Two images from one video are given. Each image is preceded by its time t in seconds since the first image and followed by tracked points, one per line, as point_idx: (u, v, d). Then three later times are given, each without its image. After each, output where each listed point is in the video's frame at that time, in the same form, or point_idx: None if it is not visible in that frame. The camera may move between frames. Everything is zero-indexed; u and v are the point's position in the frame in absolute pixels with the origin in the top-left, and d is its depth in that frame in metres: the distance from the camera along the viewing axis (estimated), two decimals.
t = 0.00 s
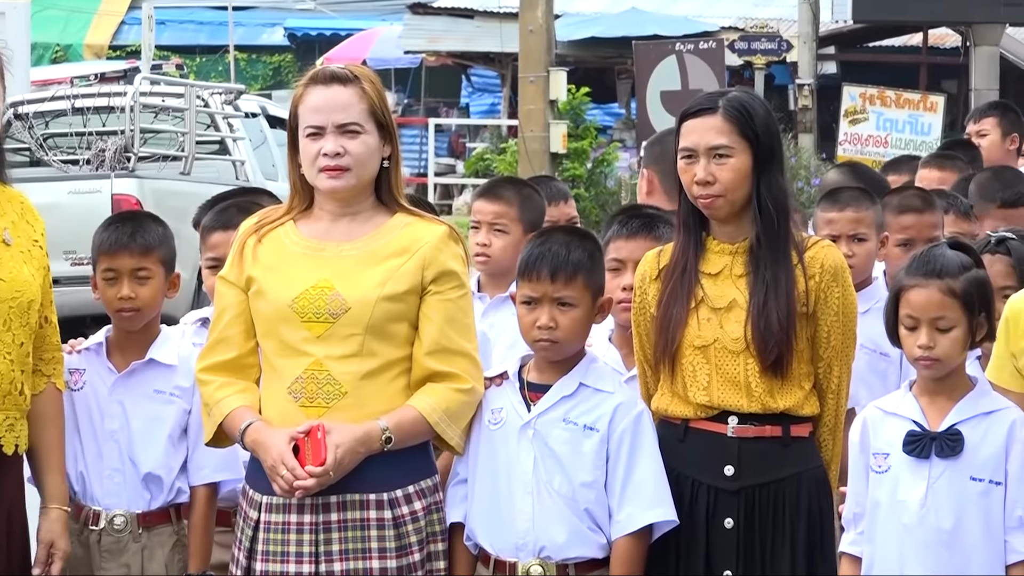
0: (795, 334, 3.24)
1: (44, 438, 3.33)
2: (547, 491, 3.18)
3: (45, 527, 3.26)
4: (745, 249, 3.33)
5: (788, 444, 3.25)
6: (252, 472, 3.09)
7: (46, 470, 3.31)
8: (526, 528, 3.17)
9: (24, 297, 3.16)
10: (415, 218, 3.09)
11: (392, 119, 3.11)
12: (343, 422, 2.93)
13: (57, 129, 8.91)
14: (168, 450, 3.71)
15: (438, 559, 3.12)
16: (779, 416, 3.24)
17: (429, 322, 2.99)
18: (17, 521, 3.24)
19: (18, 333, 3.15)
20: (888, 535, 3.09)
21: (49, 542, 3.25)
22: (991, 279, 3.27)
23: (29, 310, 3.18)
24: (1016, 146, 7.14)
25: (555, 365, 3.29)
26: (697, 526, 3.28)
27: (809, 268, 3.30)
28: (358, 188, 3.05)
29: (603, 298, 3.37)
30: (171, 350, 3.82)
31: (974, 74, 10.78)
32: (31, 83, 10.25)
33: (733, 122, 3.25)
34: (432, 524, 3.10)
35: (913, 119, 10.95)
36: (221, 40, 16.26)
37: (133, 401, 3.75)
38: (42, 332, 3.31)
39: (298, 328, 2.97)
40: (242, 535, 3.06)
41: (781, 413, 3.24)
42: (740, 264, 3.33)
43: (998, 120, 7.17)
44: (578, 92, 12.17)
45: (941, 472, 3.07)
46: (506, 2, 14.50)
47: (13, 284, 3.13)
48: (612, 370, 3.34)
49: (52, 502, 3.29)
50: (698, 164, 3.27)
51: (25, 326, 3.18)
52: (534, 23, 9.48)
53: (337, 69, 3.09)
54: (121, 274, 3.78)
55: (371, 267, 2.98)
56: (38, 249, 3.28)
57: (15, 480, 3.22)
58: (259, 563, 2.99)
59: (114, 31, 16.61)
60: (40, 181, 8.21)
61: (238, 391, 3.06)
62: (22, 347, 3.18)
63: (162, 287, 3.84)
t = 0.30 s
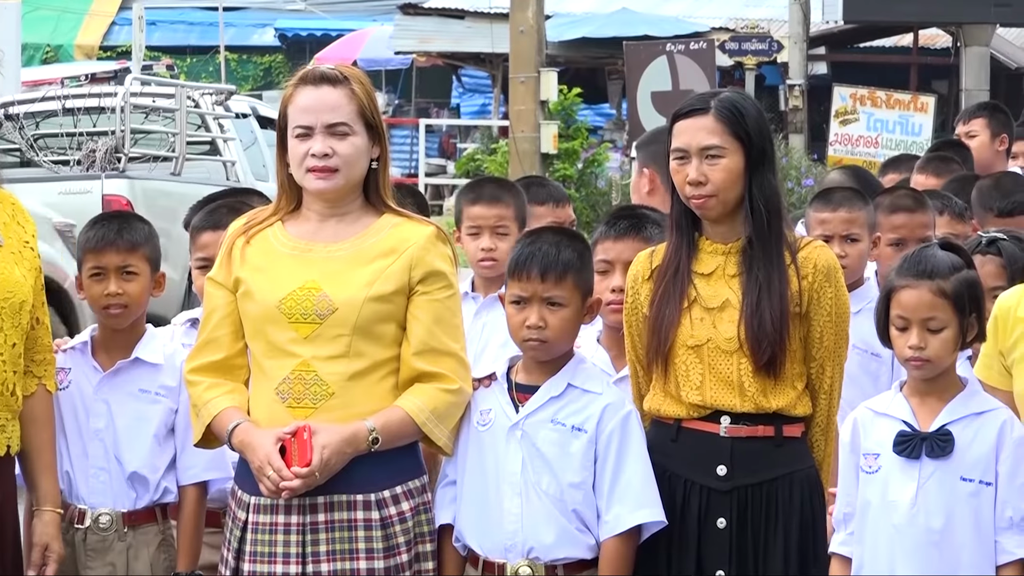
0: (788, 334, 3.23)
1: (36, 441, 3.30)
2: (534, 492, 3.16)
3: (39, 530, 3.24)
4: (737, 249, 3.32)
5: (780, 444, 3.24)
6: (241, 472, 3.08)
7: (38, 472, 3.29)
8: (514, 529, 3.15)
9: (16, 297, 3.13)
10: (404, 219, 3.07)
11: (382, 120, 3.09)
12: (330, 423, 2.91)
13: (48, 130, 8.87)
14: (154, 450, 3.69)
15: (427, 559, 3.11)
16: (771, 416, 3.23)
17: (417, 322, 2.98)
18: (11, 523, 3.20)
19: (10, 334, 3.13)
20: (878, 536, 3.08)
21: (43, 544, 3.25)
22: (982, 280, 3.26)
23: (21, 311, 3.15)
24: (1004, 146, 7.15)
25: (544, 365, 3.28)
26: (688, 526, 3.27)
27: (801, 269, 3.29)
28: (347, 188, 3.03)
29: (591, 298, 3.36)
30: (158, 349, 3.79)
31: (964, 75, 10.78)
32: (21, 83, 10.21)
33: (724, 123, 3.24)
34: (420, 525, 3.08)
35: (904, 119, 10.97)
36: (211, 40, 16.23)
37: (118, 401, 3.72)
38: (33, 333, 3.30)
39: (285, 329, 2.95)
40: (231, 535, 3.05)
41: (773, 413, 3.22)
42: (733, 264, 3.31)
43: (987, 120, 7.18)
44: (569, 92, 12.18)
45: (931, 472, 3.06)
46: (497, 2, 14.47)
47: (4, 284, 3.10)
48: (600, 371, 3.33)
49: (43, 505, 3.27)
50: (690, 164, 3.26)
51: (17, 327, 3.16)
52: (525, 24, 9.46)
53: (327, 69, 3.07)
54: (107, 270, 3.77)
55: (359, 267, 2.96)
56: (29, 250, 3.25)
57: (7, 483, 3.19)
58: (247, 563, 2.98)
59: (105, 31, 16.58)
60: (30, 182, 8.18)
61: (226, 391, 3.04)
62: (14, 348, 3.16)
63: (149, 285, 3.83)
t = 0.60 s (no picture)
0: (778, 334, 3.22)
1: (25, 444, 3.29)
2: (520, 493, 3.15)
3: (27, 532, 3.25)
4: (727, 250, 3.31)
5: (769, 444, 3.23)
6: (228, 473, 3.06)
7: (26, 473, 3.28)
8: (499, 529, 3.14)
9: (3, 298, 3.10)
10: (392, 218, 3.06)
11: (371, 119, 3.08)
12: (317, 423, 2.89)
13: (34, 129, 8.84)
14: (139, 451, 3.66)
15: (414, 559, 3.09)
16: (760, 416, 3.22)
17: (404, 324, 2.96)
18: None
19: None
20: (866, 535, 3.07)
21: (32, 546, 3.25)
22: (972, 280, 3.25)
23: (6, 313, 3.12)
24: (991, 146, 7.16)
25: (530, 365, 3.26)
26: (675, 526, 3.26)
27: (791, 270, 3.28)
28: (335, 188, 3.01)
29: (578, 299, 3.35)
30: (143, 348, 3.77)
31: (953, 75, 10.80)
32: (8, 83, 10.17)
33: (714, 123, 3.23)
34: (408, 525, 3.07)
35: (891, 119, 10.99)
36: (199, 40, 16.20)
37: (104, 401, 3.70)
38: (22, 335, 3.26)
39: (273, 329, 2.93)
40: (218, 536, 3.03)
41: (762, 414, 3.22)
42: (723, 264, 3.31)
43: (973, 120, 7.19)
44: (557, 92, 12.18)
45: (919, 472, 3.05)
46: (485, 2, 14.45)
47: None
48: (586, 371, 3.31)
49: (31, 507, 3.28)
50: (680, 164, 3.25)
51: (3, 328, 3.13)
52: (513, 24, 9.45)
53: (316, 69, 3.06)
54: (92, 268, 3.76)
55: (347, 268, 2.95)
56: (17, 251, 3.22)
57: None
58: (234, 564, 2.97)
59: (93, 31, 16.54)
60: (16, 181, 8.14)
61: (212, 391, 3.02)
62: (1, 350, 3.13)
63: (134, 283, 3.82)
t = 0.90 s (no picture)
0: (761, 335, 3.23)
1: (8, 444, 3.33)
2: (502, 493, 3.14)
3: (14, 534, 3.29)
4: (709, 251, 3.31)
5: (753, 444, 3.23)
6: (213, 473, 3.05)
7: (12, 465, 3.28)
8: (483, 530, 3.13)
9: None
10: (377, 219, 3.05)
11: (356, 120, 3.07)
12: (302, 423, 2.88)
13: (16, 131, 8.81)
14: (121, 451, 3.65)
15: (399, 560, 3.08)
16: (744, 416, 3.22)
17: (389, 325, 2.95)
18: None
19: None
20: (850, 534, 3.08)
21: (19, 548, 3.29)
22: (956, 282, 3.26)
23: None
24: (974, 146, 7.18)
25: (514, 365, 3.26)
26: (659, 526, 3.26)
27: (774, 271, 3.29)
28: (320, 188, 3.00)
29: (562, 300, 3.34)
30: (126, 348, 3.76)
31: (937, 75, 10.83)
32: None
33: (700, 123, 3.23)
34: (393, 525, 3.06)
35: (876, 120, 11.02)
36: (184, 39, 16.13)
37: (86, 401, 3.68)
38: (8, 337, 3.30)
39: (257, 330, 2.92)
40: (203, 536, 3.02)
41: (745, 415, 3.22)
42: (706, 265, 3.31)
43: (956, 121, 7.21)
44: (542, 92, 12.19)
45: (904, 472, 3.06)
46: (470, 3, 14.45)
47: None
48: (570, 372, 3.31)
49: (19, 508, 3.33)
50: (663, 165, 3.25)
51: None
52: (498, 24, 9.45)
53: (301, 70, 3.05)
54: (73, 269, 3.74)
55: (331, 269, 2.94)
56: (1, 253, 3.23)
57: None
58: (219, 564, 2.96)
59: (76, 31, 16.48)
60: None
61: (197, 391, 3.01)
62: None
63: (116, 283, 3.81)
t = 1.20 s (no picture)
0: (743, 335, 3.22)
1: (3, 445, 3.35)
2: (488, 493, 3.13)
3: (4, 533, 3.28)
4: (692, 251, 3.30)
5: (737, 444, 3.23)
6: (201, 473, 3.04)
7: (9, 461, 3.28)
8: (469, 530, 3.12)
9: None
10: (364, 219, 3.04)
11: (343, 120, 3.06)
12: (289, 423, 2.87)
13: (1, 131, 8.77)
14: (104, 450, 3.64)
15: (386, 559, 3.07)
16: (728, 416, 3.22)
17: (376, 324, 2.94)
18: None
19: None
20: (840, 534, 3.08)
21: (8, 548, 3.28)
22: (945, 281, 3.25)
23: None
24: (962, 146, 7.19)
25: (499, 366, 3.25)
26: (646, 525, 3.25)
27: (756, 270, 3.28)
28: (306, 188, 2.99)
29: (548, 300, 3.33)
30: (107, 347, 3.74)
31: (925, 75, 10.83)
32: None
33: (685, 124, 3.22)
34: (380, 525, 3.05)
35: (864, 119, 11.00)
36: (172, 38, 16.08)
37: (67, 401, 3.66)
38: None
39: (244, 330, 2.91)
40: (190, 537, 3.00)
41: (729, 414, 3.21)
42: (688, 265, 3.30)
43: (944, 122, 7.21)
44: (530, 92, 12.19)
45: (893, 472, 3.06)
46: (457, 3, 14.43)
47: None
48: (556, 372, 3.30)
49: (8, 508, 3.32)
50: (646, 164, 3.24)
51: None
52: (485, 24, 9.43)
53: (287, 70, 3.04)
54: (55, 270, 3.72)
55: (316, 268, 2.93)
56: None
57: None
58: (207, 564, 2.94)
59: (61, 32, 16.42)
60: None
61: (184, 391, 2.99)
62: None
63: (100, 282, 3.78)
